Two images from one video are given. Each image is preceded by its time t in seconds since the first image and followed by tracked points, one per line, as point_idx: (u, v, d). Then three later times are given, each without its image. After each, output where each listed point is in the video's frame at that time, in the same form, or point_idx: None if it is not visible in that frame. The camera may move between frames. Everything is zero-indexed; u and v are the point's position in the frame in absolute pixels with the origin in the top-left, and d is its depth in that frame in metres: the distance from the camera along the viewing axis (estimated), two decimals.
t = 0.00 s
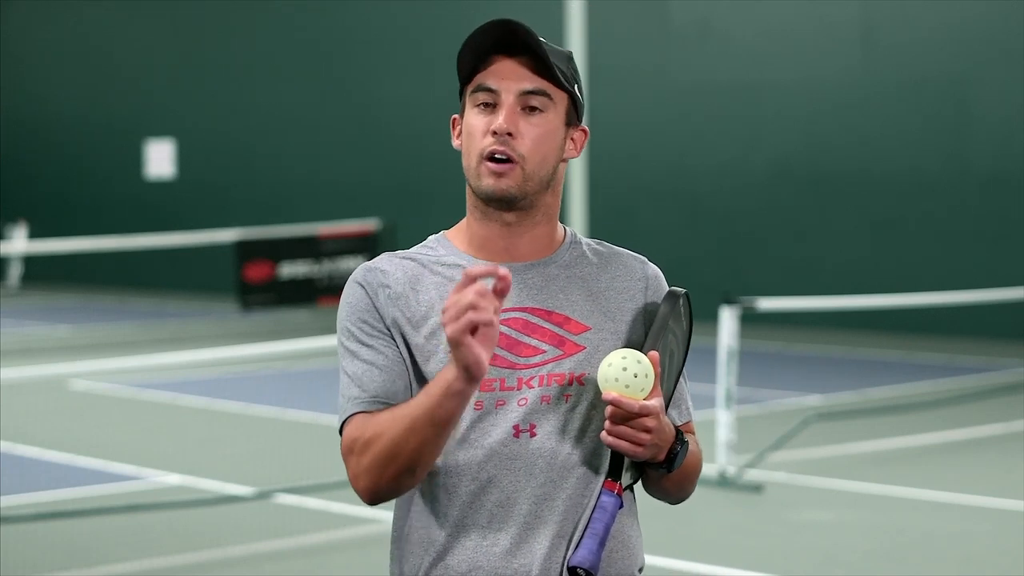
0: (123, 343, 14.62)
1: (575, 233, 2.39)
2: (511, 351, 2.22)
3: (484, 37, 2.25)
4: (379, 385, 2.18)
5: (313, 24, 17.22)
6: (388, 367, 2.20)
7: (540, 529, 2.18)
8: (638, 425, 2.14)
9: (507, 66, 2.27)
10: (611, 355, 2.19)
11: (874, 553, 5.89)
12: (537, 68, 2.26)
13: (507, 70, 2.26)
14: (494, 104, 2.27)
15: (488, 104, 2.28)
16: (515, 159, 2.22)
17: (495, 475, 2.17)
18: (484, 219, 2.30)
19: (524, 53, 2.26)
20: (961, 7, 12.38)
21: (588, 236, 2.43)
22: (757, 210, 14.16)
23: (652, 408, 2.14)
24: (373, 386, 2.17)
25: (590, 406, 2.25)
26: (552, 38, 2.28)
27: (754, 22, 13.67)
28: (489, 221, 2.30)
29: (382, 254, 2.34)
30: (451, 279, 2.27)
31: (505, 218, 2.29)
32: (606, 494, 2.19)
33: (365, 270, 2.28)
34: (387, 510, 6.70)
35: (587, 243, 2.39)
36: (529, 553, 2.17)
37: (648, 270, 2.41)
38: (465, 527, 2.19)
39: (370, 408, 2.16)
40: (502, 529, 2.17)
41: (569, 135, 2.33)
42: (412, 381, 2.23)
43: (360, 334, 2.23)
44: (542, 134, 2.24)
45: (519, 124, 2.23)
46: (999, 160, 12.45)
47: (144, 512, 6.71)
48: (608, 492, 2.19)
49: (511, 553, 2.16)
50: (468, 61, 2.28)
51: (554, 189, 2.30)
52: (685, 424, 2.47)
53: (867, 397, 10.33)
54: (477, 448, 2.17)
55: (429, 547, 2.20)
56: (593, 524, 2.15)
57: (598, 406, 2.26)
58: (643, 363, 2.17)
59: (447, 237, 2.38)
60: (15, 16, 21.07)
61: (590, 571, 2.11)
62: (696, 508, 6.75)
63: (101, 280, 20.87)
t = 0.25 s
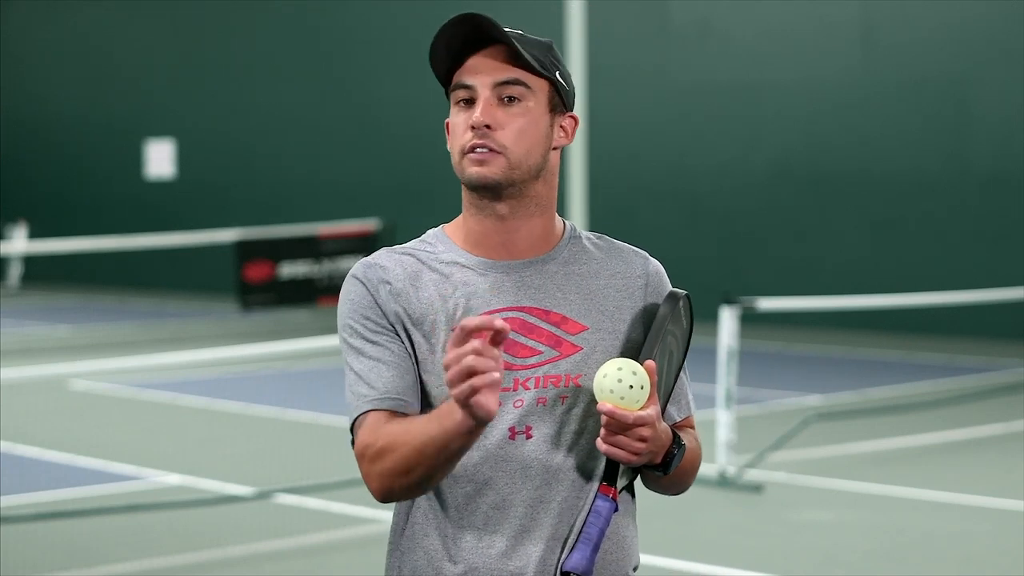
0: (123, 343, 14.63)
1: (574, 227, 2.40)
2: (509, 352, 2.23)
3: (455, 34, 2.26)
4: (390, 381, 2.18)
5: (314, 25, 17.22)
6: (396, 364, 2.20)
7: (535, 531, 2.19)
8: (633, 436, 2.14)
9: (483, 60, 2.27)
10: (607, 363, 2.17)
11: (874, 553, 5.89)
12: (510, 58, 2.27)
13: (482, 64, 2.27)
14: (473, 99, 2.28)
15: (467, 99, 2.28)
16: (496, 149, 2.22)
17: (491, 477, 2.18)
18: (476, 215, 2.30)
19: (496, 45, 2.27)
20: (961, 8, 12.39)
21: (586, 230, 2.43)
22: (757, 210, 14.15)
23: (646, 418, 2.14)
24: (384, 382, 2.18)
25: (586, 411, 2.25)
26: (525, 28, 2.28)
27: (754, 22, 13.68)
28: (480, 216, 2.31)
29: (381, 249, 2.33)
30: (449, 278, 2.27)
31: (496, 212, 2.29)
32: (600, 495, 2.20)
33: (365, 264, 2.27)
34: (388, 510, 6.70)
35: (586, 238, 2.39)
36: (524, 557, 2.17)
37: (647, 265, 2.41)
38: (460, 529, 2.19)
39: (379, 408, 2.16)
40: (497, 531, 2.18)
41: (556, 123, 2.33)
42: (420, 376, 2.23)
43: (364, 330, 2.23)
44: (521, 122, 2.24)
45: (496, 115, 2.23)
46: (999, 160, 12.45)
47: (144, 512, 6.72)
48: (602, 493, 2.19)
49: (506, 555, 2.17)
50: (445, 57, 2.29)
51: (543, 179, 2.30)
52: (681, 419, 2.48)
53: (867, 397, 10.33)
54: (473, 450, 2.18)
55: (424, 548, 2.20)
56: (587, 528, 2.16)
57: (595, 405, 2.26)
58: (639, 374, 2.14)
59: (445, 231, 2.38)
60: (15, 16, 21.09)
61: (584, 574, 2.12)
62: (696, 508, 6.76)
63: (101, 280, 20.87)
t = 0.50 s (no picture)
0: (123, 343, 14.62)
1: (572, 222, 2.39)
2: (507, 351, 2.22)
3: (448, 41, 2.21)
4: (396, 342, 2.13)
5: (314, 24, 17.22)
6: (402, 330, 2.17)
7: (533, 530, 2.19)
8: (640, 435, 2.15)
9: (478, 68, 2.24)
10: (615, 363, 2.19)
11: (874, 553, 5.89)
12: (506, 65, 2.23)
13: (478, 73, 2.24)
14: (468, 108, 2.24)
15: (463, 108, 2.25)
16: (498, 160, 2.20)
17: (488, 475, 2.19)
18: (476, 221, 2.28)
19: (490, 52, 2.23)
20: (961, 8, 12.40)
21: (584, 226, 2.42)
22: (757, 210, 14.15)
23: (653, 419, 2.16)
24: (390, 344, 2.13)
25: (583, 411, 2.26)
26: (517, 32, 2.24)
27: (755, 22, 13.68)
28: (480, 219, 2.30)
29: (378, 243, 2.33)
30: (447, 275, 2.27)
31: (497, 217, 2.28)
32: (601, 494, 2.19)
33: (363, 255, 2.27)
34: (388, 511, 6.70)
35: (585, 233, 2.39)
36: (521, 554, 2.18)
37: (646, 261, 2.40)
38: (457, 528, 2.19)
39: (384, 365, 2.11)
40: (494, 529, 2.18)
41: (552, 124, 2.30)
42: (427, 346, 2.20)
43: (366, 305, 2.20)
44: (521, 131, 2.21)
45: (496, 125, 2.20)
46: (999, 160, 12.45)
47: (144, 512, 6.71)
48: (603, 492, 2.19)
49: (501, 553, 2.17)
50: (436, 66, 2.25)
51: (543, 182, 2.29)
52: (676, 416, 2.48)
53: (867, 397, 10.33)
54: (470, 449, 2.19)
55: (417, 543, 2.20)
56: (586, 526, 2.15)
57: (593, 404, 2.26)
58: (648, 375, 2.17)
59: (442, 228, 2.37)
60: (16, 16, 21.10)
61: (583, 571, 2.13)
62: (695, 508, 6.75)
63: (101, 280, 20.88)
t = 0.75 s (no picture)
0: (122, 343, 14.62)
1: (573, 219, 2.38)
2: (512, 355, 2.21)
3: (458, 37, 2.22)
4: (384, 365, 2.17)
5: (314, 24, 17.23)
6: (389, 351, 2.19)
7: (541, 534, 2.21)
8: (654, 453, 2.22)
9: (485, 64, 2.24)
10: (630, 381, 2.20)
11: (875, 552, 5.89)
12: (514, 62, 2.24)
13: (485, 69, 2.24)
14: (476, 104, 2.25)
15: (470, 104, 2.25)
16: (507, 158, 2.21)
17: (495, 479, 2.19)
18: (480, 220, 2.28)
19: (499, 48, 2.24)
20: (961, 7, 12.41)
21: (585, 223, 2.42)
22: (757, 210, 14.15)
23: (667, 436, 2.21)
24: (377, 369, 2.16)
25: (587, 415, 2.26)
26: (525, 29, 2.25)
27: (755, 22, 13.69)
28: (483, 218, 2.28)
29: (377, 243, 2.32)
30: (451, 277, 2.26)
31: (502, 215, 2.27)
32: (612, 503, 2.25)
33: (363, 259, 2.27)
34: (388, 511, 6.70)
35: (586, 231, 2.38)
36: (529, 560, 2.20)
37: (649, 260, 2.40)
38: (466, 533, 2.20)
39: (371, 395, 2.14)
40: (502, 535, 2.20)
41: (556, 120, 2.32)
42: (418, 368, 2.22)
43: (362, 321, 2.22)
44: (529, 128, 2.22)
45: (504, 122, 2.21)
46: (999, 160, 12.45)
47: (145, 512, 6.72)
48: (614, 501, 2.25)
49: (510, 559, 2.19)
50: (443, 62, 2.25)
51: (548, 180, 2.29)
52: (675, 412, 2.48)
53: (867, 397, 10.33)
54: (476, 454, 2.19)
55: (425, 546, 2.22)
56: (599, 536, 2.22)
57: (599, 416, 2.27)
58: (664, 395, 2.18)
59: (442, 226, 2.36)
60: (15, 16, 21.09)
61: None
62: (695, 508, 6.75)
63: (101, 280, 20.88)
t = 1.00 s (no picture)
0: (123, 343, 14.62)
1: (573, 216, 2.37)
2: (512, 361, 2.22)
3: (476, 39, 2.21)
4: (380, 420, 2.23)
5: (313, 24, 17.22)
6: (384, 400, 2.24)
7: (547, 539, 2.23)
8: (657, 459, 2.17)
9: (499, 67, 2.23)
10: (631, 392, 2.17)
11: (875, 553, 5.89)
12: (529, 67, 2.24)
13: (500, 72, 2.23)
14: (489, 107, 2.24)
15: (482, 106, 2.24)
16: (520, 163, 2.20)
17: (499, 487, 2.21)
18: (483, 223, 2.27)
19: (514, 52, 2.23)
20: (961, 7, 12.40)
21: (582, 216, 2.40)
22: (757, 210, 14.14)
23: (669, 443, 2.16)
24: (375, 422, 2.23)
25: (589, 421, 2.25)
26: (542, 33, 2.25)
27: (755, 22, 13.68)
28: (486, 222, 2.27)
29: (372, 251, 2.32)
30: (451, 282, 2.25)
31: (505, 219, 2.26)
32: (614, 506, 2.25)
33: (354, 277, 2.26)
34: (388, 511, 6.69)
35: (585, 226, 2.37)
36: (538, 564, 2.22)
37: (649, 255, 2.39)
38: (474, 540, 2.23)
39: (370, 449, 2.22)
40: (508, 540, 2.22)
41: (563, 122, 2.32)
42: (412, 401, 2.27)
43: (358, 356, 2.25)
44: (542, 134, 2.22)
45: (519, 126, 2.21)
46: (999, 160, 12.45)
47: (145, 512, 6.71)
48: (616, 504, 2.25)
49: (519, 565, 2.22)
50: (459, 64, 2.23)
51: (555, 183, 2.29)
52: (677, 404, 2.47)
53: (867, 397, 10.32)
54: (480, 463, 2.21)
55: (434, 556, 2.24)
56: (601, 540, 2.24)
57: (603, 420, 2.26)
58: (665, 404, 2.16)
59: (440, 228, 2.35)
60: (16, 16, 21.09)
61: None
62: (694, 509, 6.75)
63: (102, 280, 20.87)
